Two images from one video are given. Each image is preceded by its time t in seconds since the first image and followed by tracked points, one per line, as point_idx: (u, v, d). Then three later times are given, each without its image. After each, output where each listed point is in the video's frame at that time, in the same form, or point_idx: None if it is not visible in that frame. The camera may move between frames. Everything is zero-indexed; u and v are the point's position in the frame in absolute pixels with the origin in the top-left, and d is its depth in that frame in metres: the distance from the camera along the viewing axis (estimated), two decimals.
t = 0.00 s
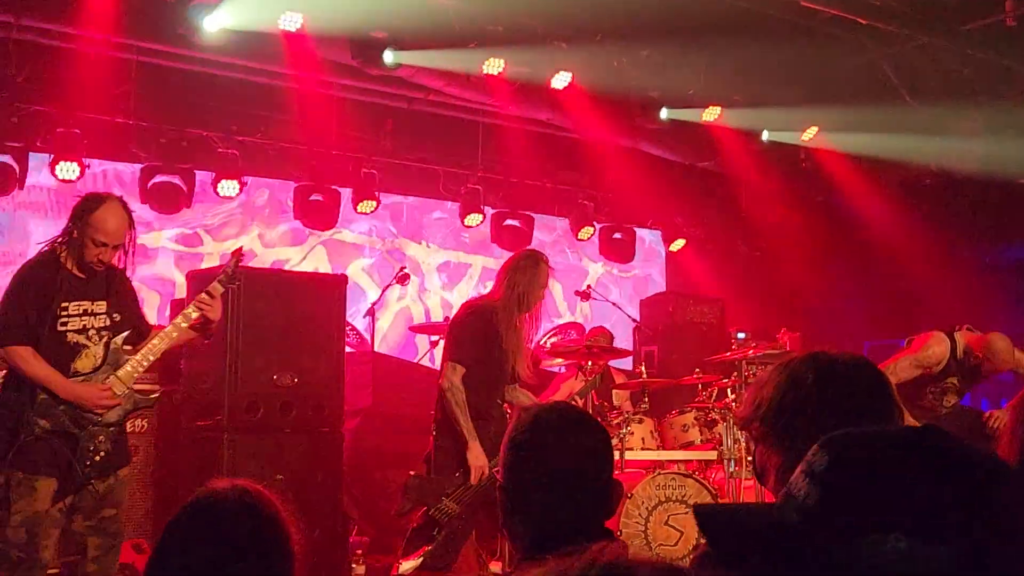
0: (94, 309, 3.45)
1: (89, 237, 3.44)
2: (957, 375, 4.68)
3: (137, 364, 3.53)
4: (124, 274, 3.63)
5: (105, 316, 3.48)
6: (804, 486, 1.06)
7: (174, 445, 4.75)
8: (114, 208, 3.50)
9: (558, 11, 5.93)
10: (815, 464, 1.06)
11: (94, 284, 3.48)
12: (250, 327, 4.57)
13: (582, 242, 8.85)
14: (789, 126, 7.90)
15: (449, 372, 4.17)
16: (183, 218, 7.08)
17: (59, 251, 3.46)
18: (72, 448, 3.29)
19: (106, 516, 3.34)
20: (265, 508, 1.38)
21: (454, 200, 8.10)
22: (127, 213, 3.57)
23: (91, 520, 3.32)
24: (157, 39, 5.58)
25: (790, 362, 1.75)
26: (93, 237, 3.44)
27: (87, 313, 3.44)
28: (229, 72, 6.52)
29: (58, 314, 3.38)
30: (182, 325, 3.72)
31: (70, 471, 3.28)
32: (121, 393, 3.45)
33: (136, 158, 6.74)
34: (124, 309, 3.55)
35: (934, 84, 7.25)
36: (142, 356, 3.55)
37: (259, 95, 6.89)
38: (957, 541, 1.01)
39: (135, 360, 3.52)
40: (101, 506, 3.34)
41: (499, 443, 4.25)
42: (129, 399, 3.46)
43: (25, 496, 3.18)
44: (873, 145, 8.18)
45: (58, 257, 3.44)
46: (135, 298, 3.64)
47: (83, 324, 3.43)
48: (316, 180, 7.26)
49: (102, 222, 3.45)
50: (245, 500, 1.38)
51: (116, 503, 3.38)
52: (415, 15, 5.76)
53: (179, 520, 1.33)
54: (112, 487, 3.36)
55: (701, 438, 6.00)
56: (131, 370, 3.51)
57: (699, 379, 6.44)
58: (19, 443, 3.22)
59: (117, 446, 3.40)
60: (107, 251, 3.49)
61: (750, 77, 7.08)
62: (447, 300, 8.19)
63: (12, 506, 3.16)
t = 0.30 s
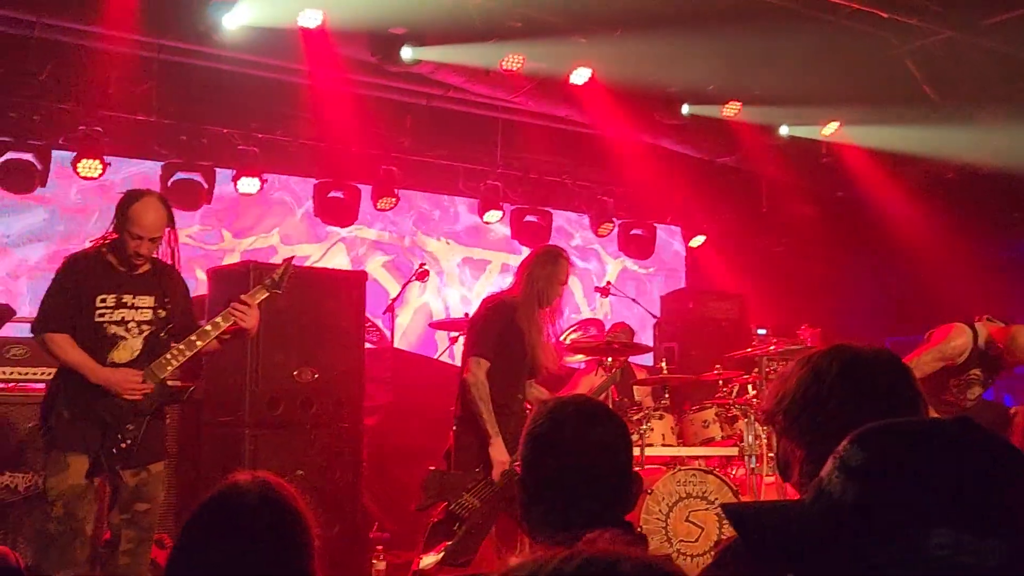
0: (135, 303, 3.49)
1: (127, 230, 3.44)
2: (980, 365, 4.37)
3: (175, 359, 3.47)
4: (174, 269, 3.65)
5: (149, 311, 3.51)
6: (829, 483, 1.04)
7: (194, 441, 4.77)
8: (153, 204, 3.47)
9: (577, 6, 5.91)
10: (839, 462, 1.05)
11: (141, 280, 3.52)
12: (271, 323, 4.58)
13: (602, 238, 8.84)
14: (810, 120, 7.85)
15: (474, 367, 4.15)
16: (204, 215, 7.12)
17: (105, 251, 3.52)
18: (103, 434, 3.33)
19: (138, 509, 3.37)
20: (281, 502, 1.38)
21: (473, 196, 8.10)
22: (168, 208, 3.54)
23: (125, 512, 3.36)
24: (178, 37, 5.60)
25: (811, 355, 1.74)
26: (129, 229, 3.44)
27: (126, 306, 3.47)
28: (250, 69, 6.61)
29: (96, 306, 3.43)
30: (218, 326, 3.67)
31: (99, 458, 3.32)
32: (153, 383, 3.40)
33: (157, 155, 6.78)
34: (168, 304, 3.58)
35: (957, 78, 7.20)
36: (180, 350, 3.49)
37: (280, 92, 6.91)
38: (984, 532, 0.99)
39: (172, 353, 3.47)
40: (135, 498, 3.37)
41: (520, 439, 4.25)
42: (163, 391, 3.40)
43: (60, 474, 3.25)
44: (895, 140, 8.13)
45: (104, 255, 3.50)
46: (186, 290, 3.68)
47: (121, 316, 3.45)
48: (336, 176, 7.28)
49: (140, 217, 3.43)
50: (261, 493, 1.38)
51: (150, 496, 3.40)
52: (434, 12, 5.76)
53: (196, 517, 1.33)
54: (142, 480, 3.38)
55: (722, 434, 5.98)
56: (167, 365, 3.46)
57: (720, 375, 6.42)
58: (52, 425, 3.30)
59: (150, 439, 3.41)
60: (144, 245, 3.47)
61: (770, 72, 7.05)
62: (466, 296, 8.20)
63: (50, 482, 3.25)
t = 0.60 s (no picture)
0: (162, 304, 3.49)
1: (153, 232, 3.45)
2: (1003, 359, 4.22)
3: (205, 358, 3.55)
4: (195, 269, 3.66)
5: (175, 311, 3.52)
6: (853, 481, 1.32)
7: (217, 439, 4.79)
8: (180, 207, 3.50)
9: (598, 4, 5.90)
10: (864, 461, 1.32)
11: (167, 281, 3.53)
12: (293, 322, 4.60)
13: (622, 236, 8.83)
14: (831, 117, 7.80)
15: (495, 364, 4.15)
16: (225, 215, 7.14)
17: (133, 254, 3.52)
18: (137, 435, 3.34)
19: (168, 508, 3.39)
20: (308, 491, 1.38)
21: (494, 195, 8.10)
22: (195, 211, 3.56)
23: (155, 509, 3.37)
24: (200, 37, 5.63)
25: (839, 354, 1.72)
26: (155, 231, 3.45)
27: (155, 308, 3.48)
28: (271, 68, 6.44)
29: (126, 308, 3.42)
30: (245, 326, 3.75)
31: (135, 460, 3.33)
32: (187, 383, 3.46)
33: (179, 154, 6.82)
34: (194, 303, 3.60)
35: (981, 74, 7.14)
36: (210, 348, 3.57)
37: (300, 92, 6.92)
38: (991, 529, 1.25)
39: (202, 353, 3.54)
40: (164, 495, 3.38)
41: (541, 437, 4.25)
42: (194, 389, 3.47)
43: (99, 478, 3.26)
44: (918, 135, 8.08)
45: (131, 256, 3.51)
46: (209, 290, 3.70)
47: (150, 319, 3.46)
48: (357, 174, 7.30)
49: (167, 220, 3.45)
50: (285, 485, 1.38)
51: (178, 494, 3.42)
52: (454, 10, 5.76)
53: (220, 515, 1.34)
54: (173, 480, 3.40)
55: (743, 432, 5.95)
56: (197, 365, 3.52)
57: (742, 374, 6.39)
58: (88, 430, 3.29)
59: (181, 438, 3.42)
60: (172, 248, 3.48)
61: (792, 69, 7.01)
62: (486, 294, 8.21)
63: (89, 487, 3.25)
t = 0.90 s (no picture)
0: (187, 304, 3.52)
1: (177, 233, 3.46)
2: None
3: (230, 357, 3.58)
4: (218, 270, 3.69)
5: (200, 310, 3.55)
6: (861, 469, 1.25)
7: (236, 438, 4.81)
8: (200, 208, 3.50)
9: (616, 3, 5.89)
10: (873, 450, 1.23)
11: (188, 280, 3.55)
12: (313, 320, 4.61)
13: (640, 236, 8.85)
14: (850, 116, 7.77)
15: (511, 364, 4.16)
16: (245, 215, 7.19)
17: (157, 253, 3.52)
18: (165, 435, 3.34)
19: (194, 505, 3.43)
20: (333, 490, 1.39)
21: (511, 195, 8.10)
22: (215, 211, 3.57)
23: (181, 506, 3.43)
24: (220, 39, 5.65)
25: (858, 353, 1.72)
26: (179, 231, 3.46)
27: (180, 307, 3.51)
28: (290, 69, 6.46)
29: (151, 308, 3.44)
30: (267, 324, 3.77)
31: (164, 460, 3.34)
32: (212, 383, 3.49)
33: (199, 155, 6.86)
34: (217, 302, 3.63)
35: (1002, 72, 7.10)
36: (236, 347, 3.62)
37: (319, 92, 6.94)
38: (1003, 531, 1.17)
39: (227, 352, 3.57)
40: (191, 493, 3.43)
41: (559, 437, 4.25)
42: (219, 387, 3.50)
43: (127, 478, 3.27)
44: (939, 133, 8.03)
45: (153, 253, 3.51)
46: (230, 292, 3.73)
47: (175, 318, 3.49)
48: (375, 174, 7.32)
49: (189, 221, 3.46)
50: (310, 482, 1.38)
51: (204, 491, 3.46)
52: (473, 11, 5.77)
53: (244, 512, 1.34)
54: (199, 477, 3.43)
55: (762, 432, 5.93)
56: (221, 364, 3.54)
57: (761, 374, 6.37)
58: (117, 431, 3.30)
59: (208, 436, 3.45)
60: (195, 248, 3.49)
61: (811, 68, 6.98)
62: (504, 294, 8.23)
63: (116, 486, 3.26)
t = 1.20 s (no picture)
0: (203, 301, 3.52)
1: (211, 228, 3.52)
2: None
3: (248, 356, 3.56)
4: (232, 267, 3.68)
5: (217, 308, 3.56)
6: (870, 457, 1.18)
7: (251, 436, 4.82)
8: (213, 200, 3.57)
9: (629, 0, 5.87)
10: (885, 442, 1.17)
11: (205, 278, 3.55)
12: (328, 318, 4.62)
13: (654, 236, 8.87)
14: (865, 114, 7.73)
15: (526, 362, 4.17)
16: (259, 214, 7.22)
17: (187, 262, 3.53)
18: (184, 434, 3.36)
19: (210, 503, 3.43)
20: (348, 489, 1.38)
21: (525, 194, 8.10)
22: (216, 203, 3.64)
23: (196, 503, 3.43)
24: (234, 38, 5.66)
25: (875, 351, 1.72)
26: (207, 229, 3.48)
27: (197, 305, 3.51)
28: (304, 68, 6.46)
29: (168, 307, 3.45)
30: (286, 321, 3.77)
31: (184, 458, 3.35)
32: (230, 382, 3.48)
33: (214, 154, 6.88)
34: (234, 299, 3.63)
35: (1018, 70, 7.06)
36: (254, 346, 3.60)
37: (332, 91, 6.95)
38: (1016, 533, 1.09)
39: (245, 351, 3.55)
40: (207, 491, 3.43)
41: (573, 435, 4.24)
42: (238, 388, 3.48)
43: (144, 477, 3.28)
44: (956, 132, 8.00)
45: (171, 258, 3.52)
46: (248, 291, 3.72)
47: (192, 317, 3.49)
48: (389, 173, 7.33)
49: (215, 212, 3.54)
50: (317, 482, 1.37)
51: (220, 490, 3.46)
52: (486, 10, 5.76)
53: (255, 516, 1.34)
54: (215, 475, 3.43)
55: (777, 431, 5.91)
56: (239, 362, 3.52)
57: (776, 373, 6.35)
58: (137, 430, 3.31)
59: (224, 435, 3.46)
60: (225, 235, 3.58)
61: (825, 65, 6.95)
62: (518, 293, 8.23)
63: (133, 485, 3.28)
